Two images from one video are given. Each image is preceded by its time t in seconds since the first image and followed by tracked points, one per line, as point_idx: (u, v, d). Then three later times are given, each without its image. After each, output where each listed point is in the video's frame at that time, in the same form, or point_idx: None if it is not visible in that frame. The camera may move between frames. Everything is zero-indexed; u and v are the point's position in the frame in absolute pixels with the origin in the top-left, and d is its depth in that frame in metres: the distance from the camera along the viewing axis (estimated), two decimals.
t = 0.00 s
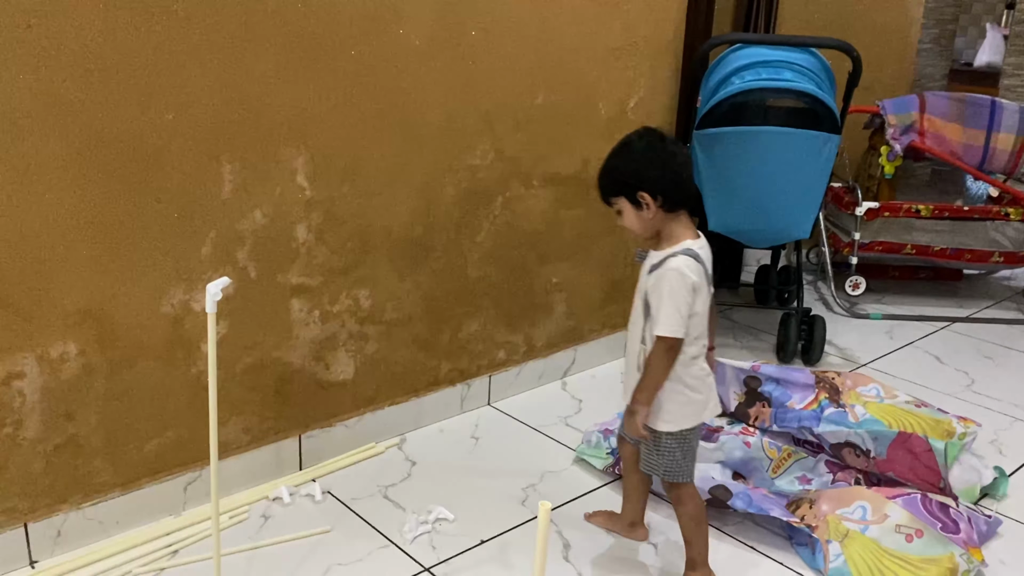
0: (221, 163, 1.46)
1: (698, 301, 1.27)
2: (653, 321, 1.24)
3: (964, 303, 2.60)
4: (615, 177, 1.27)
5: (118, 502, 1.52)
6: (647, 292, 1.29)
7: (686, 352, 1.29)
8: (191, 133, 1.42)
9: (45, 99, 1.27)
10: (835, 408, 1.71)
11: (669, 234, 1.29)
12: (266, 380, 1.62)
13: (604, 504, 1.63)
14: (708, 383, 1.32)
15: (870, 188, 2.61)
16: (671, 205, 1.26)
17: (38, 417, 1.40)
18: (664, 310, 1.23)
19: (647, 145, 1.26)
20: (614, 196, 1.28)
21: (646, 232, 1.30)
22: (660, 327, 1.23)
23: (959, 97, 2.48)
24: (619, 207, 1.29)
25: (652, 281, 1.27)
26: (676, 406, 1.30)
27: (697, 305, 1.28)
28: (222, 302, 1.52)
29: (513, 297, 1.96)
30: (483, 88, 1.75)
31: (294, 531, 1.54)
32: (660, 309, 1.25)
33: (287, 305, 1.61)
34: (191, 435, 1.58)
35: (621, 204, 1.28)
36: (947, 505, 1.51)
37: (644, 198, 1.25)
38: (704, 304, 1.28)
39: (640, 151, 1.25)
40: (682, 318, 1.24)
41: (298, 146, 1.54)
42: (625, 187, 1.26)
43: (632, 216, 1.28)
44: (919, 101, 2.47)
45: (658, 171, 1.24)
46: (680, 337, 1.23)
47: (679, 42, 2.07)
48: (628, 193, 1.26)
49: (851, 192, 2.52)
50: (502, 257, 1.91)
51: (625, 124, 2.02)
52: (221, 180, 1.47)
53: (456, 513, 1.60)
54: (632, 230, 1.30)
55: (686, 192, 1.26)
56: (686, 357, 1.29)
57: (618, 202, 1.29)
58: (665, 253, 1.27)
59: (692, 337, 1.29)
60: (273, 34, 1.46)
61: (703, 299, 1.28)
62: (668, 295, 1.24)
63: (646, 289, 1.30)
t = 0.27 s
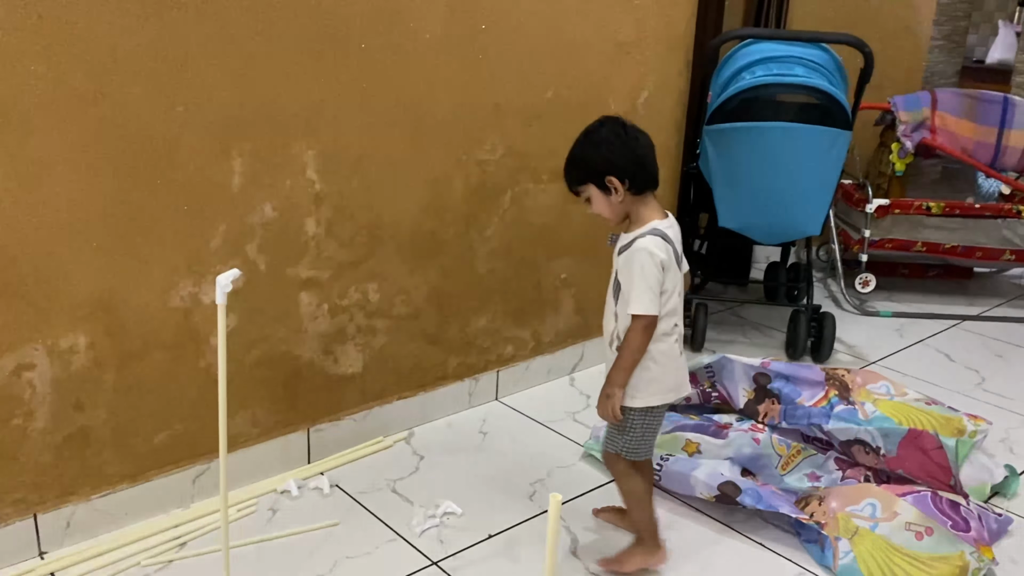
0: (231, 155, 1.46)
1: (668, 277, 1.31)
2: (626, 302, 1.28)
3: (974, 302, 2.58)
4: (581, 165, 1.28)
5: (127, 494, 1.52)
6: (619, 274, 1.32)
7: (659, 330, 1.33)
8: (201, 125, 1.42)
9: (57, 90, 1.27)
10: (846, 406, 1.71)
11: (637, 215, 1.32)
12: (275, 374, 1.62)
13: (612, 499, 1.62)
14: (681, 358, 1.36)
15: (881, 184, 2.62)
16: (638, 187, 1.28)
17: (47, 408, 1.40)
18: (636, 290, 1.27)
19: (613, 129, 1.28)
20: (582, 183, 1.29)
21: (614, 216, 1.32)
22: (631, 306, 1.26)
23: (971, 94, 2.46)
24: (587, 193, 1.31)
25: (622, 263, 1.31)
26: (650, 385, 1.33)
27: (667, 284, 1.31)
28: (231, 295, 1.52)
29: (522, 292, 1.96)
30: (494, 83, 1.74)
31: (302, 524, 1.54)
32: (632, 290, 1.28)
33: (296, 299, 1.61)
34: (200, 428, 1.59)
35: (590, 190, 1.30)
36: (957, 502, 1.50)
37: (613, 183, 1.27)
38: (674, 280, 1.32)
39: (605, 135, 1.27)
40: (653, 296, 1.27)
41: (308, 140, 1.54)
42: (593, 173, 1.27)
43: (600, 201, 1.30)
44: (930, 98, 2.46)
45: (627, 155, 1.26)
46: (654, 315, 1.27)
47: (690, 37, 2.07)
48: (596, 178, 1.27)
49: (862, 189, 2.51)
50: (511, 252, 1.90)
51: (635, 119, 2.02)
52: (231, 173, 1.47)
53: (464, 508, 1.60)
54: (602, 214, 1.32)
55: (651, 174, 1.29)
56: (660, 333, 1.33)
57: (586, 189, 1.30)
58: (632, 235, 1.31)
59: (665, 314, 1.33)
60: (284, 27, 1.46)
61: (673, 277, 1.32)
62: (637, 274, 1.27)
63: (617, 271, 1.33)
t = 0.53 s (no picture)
0: (246, 142, 1.46)
1: (637, 274, 1.32)
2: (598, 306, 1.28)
3: (988, 298, 2.57)
4: (545, 164, 1.28)
5: (140, 479, 1.53)
6: (587, 277, 1.33)
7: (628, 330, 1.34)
8: (217, 112, 1.42)
9: (75, 74, 1.27)
10: (860, 399, 1.69)
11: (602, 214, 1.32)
12: (288, 361, 1.62)
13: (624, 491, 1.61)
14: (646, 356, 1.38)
15: (894, 179, 2.60)
16: (602, 187, 1.28)
17: (62, 393, 1.41)
18: (608, 293, 1.28)
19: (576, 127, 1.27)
20: (546, 181, 1.29)
21: (579, 215, 1.33)
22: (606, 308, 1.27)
23: (986, 88, 2.46)
24: (552, 192, 1.30)
25: (590, 265, 1.31)
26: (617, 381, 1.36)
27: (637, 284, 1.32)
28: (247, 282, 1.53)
29: (534, 283, 1.96)
30: (508, 72, 1.74)
31: (315, 512, 1.54)
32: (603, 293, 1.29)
33: (310, 286, 1.61)
34: (213, 414, 1.59)
35: (553, 189, 1.29)
36: (971, 497, 1.49)
37: (576, 182, 1.27)
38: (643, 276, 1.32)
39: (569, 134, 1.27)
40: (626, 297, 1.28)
41: (323, 127, 1.54)
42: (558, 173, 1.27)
43: (564, 201, 1.30)
44: (947, 92, 2.44)
45: (590, 154, 1.26)
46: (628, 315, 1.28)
47: (704, 29, 2.06)
48: (560, 178, 1.27)
49: (875, 184, 2.51)
50: (524, 242, 1.90)
51: (648, 111, 2.01)
52: (247, 159, 1.47)
53: (476, 497, 1.60)
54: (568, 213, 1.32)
55: (615, 173, 1.29)
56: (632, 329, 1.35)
57: (549, 187, 1.30)
58: (601, 235, 1.31)
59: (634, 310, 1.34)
60: (300, 13, 1.45)
61: (642, 276, 1.33)
62: (609, 275, 1.28)
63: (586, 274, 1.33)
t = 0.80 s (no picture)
0: (261, 134, 1.46)
1: (604, 304, 1.32)
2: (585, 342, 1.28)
3: (1002, 298, 2.55)
4: (470, 243, 1.29)
5: (153, 470, 1.53)
6: (562, 320, 1.32)
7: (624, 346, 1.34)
8: (232, 104, 1.42)
9: (92, 64, 1.27)
10: (874, 397, 1.68)
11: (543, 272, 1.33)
12: (301, 353, 1.62)
13: (636, 486, 1.61)
14: (657, 347, 1.37)
15: (910, 177, 2.60)
16: (524, 260, 1.29)
17: (76, 383, 1.41)
18: (587, 334, 1.28)
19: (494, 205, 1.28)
20: (471, 259, 1.30)
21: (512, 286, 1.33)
22: (590, 347, 1.27)
23: (1004, 87, 2.42)
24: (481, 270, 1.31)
25: (559, 310, 1.31)
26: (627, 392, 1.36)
27: (608, 310, 1.32)
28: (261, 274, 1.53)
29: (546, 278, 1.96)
30: (523, 66, 1.74)
31: (326, 504, 1.54)
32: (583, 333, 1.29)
33: (323, 279, 1.61)
34: (226, 406, 1.59)
35: (481, 267, 1.30)
36: (986, 497, 1.45)
37: (498, 261, 1.28)
38: (612, 300, 1.33)
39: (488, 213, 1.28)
40: (604, 329, 1.28)
41: (338, 119, 1.54)
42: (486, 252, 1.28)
43: (497, 276, 1.31)
44: (961, 90, 2.42)
45: (516, 231, 1.27)
46: (616, 342, 1.29)
47: (719, 25, 2.05)
48: (484, 257, 1.28)
49: (890, 182, 2.49)
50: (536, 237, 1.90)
51: (662, 107, 2.01)
52: (262, 151, 1.47)
53: (487, 491, 1.60)
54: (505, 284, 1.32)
55: (537, 245, 1.30)
56: (627, 344, 1.34)
57: (475, 266, 1.31)
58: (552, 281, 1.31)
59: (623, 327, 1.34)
60: (316, 4, 1.45)
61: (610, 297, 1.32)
62: (578, 317, 1.28)
63: (560, 319, 1.33)
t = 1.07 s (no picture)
0: (274, 124, 1.45)
1: (588, 327, 1.37)
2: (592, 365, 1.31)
3: (1017, 298, 2.53)
4: (459, 345, 1.31)
5: (163, 460, 1.53)
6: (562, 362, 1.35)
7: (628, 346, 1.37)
8: (245, 93, 1.41)
9: (105, 51, 1.26)
10: (887, 397, 1.67)
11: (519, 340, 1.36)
12: (311, 346, 1.62)
13: (648, 482, 1.61)
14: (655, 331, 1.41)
15: (924, 175, 2.59)
16: (501, 338, 1.33)
17: (87, 372, 1.41)
18: (592, 357, 1.31)
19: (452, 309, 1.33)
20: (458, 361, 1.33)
21: (504, 367, 1.36)
22: (600, 365, 1.30)
23: (1022, 85, 2.39)
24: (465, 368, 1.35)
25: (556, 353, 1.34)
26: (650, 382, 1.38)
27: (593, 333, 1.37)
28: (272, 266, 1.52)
29: (557, 273, 1.95)
30: (537, 59, 1.72)
31: (336, 497, 1.54)
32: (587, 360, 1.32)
33: (334, 271, 1.61)
34: (236, 397, 1.59)
35: (469, 362, 1.33)
36: (1002, 497, 1.44)
37: (483, 348, 1.31)
38: (593, 319, 1.38)
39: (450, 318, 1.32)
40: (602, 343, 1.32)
41: (351, 111, 1.53)
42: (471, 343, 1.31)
43: (485, 365, 1.34)
44: (979, 88, 2.40)
45: (484, 316, 1.32)
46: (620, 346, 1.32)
47: (735, 19, 2.03)
48: (468, 353, 1.31)
49: (905, 180, 2.47)
50: (548, 232, 1.89)
51: (676, 102, 1.99)
52: (274, 142, 1.46)
53: (497, 486, 1.59)
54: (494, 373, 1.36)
55: (508, 319, 1.35)
56: (634, 345, 1.37)
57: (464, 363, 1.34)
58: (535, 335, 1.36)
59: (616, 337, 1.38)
60: None
61: (588, 323, 1.37)
62: (574, 348, 1.32)
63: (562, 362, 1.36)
